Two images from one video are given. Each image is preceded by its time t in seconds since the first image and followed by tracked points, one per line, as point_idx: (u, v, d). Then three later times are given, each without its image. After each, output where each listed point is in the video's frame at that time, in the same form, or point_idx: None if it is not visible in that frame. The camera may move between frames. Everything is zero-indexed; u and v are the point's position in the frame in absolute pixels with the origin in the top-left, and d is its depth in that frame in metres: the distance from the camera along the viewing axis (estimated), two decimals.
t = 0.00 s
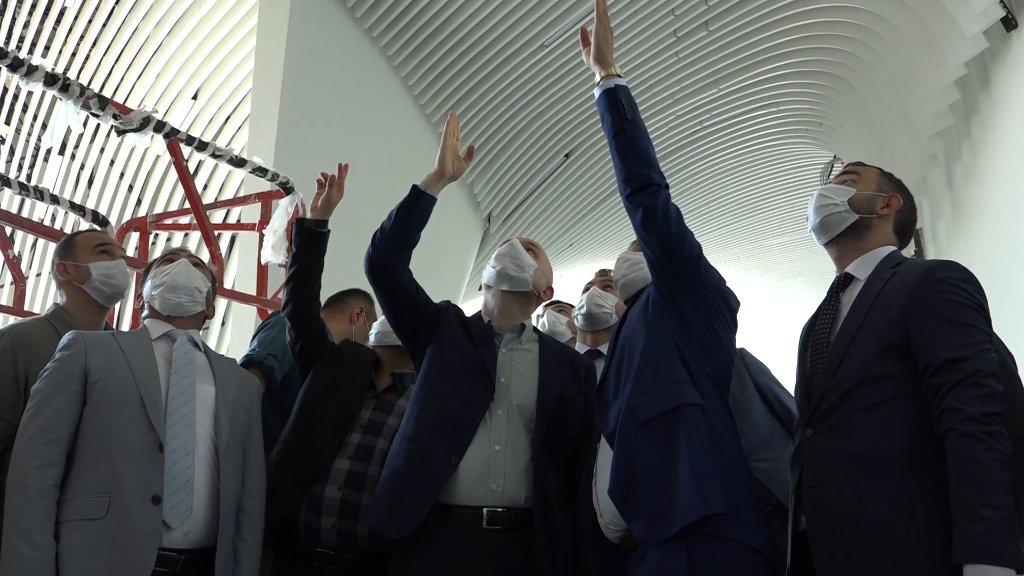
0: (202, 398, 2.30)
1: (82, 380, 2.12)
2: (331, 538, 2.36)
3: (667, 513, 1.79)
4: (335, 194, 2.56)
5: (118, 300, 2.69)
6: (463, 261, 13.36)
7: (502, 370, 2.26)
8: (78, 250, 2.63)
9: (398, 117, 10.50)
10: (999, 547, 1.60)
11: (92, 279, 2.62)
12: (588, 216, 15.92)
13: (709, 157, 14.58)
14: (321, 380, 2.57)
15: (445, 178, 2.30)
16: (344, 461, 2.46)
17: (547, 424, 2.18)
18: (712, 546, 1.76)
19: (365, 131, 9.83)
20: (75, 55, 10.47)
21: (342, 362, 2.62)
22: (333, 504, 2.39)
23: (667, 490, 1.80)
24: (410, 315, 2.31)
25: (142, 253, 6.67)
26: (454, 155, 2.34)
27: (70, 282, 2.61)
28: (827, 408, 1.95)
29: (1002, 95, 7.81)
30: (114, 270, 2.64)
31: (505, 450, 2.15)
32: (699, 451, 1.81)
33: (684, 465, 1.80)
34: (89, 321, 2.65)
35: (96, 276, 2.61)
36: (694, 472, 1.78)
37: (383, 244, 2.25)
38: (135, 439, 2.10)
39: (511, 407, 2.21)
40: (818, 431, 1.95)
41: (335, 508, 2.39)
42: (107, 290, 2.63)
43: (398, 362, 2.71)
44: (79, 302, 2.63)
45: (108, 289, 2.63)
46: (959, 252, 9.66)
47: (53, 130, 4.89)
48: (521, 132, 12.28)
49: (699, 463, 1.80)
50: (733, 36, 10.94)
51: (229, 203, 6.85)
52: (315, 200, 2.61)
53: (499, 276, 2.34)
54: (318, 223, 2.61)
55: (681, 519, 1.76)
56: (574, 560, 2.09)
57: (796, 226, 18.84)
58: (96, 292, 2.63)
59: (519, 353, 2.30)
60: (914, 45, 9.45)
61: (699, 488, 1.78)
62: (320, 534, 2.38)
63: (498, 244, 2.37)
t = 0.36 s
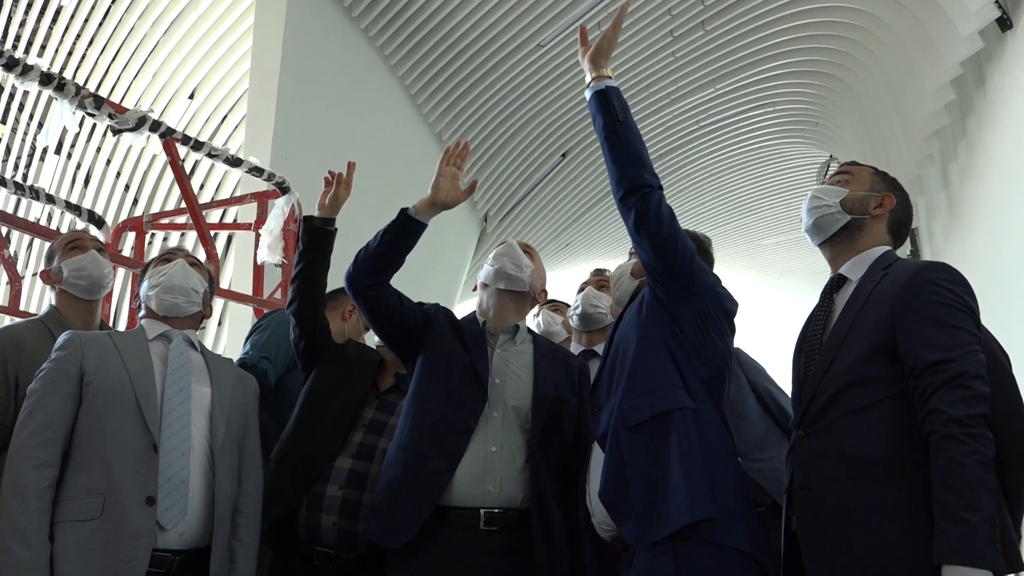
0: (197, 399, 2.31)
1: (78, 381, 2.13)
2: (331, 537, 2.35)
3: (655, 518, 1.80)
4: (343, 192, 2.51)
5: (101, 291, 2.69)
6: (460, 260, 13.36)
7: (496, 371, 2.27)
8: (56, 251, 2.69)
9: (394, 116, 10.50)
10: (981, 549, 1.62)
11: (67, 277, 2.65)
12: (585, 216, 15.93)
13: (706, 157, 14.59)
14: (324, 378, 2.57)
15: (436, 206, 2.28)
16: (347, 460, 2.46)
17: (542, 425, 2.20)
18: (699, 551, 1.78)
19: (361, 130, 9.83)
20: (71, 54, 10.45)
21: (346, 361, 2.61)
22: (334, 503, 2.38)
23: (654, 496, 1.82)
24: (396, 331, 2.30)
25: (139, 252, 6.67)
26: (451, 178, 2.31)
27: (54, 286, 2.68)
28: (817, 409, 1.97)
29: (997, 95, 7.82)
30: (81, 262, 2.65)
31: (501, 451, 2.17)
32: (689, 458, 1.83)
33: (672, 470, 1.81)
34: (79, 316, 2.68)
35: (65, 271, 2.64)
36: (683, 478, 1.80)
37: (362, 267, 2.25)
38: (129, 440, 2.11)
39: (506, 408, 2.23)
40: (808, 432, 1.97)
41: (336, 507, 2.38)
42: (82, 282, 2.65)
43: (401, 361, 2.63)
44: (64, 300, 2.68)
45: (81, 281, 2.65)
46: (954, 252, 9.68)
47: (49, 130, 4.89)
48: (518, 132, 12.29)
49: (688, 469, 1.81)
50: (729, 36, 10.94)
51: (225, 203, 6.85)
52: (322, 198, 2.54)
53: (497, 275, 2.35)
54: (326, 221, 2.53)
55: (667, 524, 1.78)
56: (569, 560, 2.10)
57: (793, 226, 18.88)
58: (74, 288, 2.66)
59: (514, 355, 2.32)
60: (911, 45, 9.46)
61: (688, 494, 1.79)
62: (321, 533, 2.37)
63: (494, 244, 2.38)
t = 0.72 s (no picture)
0: (195, 404, 2.30)
1: (76, 384, 2.13)
2: (328, 543, 2.33)
3: (642, 532, 1.78)
4: (340, 196, 2.50)
5: (100, 303, 2.69)
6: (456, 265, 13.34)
7: (491, 377, 2.27)
8: (55, 257, 2.68)
9: (391, 121, 10.51)
10: (982, 558, 1.62)
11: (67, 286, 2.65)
12: (581, 221, 15.94)
13: (702, 162, 14.61)
14: (323, 384, 2.57)
15: (431, 216, 2.25)
16: (345, 465, 2.45)
17: (538, 430, 2.20)
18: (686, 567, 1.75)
19: (358, 134, 9.83)
20: (68, 58, 10.44)
21: (343, 365, 2.63)
22: (332, 507, 2.37)
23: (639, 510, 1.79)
24: (389, 337, 2.30)
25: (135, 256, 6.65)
26: (445, 188, 2.30)
27: (51, 292, 2.67)
28: (814, 417, 1.97)
29: (994, 101, 7.84)
30: (82, 274, 2.64)
31: (498, 457, 2.17)
32: (674, 472, 1.79)
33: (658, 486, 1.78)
34: (77, 325, 2.68)
35: (66, 281, 2.63)
36: (668, 492, 1.76)
37: (356, 275, 2.23)
38: (127, 445, 2.11)
39: (502, 413, 2.23)
40: (806, 439, 1.97)
41: (334, 511, 2.36)
42: (82, 295, 2.64)
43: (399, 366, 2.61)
44: (61, 308, 2.67)
45: (81, 293, 2.64)
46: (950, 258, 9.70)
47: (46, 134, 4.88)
48: (514, 138, 12.30)
49: (673, 483, 1.78)
50: (726, 42, 10.96)
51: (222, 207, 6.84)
52: (318, 203, 2.53)
53: (492, 280, 2.34)
54: (322, 225, 2.51)
55: (652, 539, 1.75)
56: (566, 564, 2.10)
57: (788, 231, 18.92)
58: (73, 299, 2.65)
59: (509, 360, 2.32)
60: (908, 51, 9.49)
61: (672, 509, 1.75)
62: (318, 538, 2.35)
63: (490, 249, 2.38)
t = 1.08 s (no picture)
0: (201, 408, 2.31)
1: (83, 389, 2.14)
2: (336, 545, 2.34)
3: (629, 536, 1.77)
4: (346, 201, 2.51)
5: (113, 316, 2.72)
6: (460, 267, 13.35)
7: (494, 381, 2.28)
8: (77, 263, 2.69)
9: (395, 124, 10.53)
10: (985, 560, 1.62)
11: (86, 296, 2.67)
12: (584, 223, 15.96)
13: (705, 164, 14.61)
14: (328, 388, 2.59)
15: (430, 237, 2.22)
16: (352, 468, 2.46)
17: (543, 433, 2.20)
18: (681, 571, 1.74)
19: (361, 138, 9.85)
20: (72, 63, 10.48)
21: (348, 370, 2.64)
22: (340, 510, 2.37)
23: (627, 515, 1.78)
24: (390, 343, 2.30)
25: (140, 261, 6.67)
26: (449, 212, 2.24)
27: (66, 297, 2.67)
28: (817, 419, 1.98)
29: (996, 102, 7.85)
30: (105, 286, 2.67)
31: (502, 460, 2.17)
32: (663, 476, 1.77)
33: (644, 491, 1.76)
34: (86, 333, 2.70)
35: (87, 291, 2.65)
36: (653, 497, 1.75)
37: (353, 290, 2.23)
38: (134, 448, 2.12)
39: (506, 416, 2.23)
40: (809, 443, 1.98)
41: (343, 514, 2.37)
42: (101, 306, 2.67)
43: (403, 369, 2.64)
44: (75, 316, 2.68)
45: (100, 306, 2.67)
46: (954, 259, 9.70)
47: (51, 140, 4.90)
48: (516, 141, 12.31)
49: (660, 488, 1.76)
50: (728, 44, 10.96)
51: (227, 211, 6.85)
52: (325, 208, 2.53)
53: (493, 283, 2.35)
54: (329, 230, 2.52)
55: (637, 543, 1.74)
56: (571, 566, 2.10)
57: (792, 233, 18.91)
58: (89, 309, 2.68)
59: (512, 362, 2.33)
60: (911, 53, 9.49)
61: (657, 515, 1.73)
62: (327, 540, 2.35)
63: (492, 252, 2.38)
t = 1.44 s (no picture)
0: (212, 414, 2.33)
1: (95, 395, 2.15)
2: (353, 548, 2.31)
3: (629, 544, 1.76)
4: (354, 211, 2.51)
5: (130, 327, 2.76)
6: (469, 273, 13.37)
7: (503, 386, 2.28)
8: (111, 270, 2.70)
9: (403, 130, 10.57)
10: (991, 565, 1.62)
11: (118, 305, 2.69)
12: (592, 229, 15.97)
13: (713, 169, 14.60)
14: (339, 395, 2.60)
15: (437, 247, 2.24)
16: (366, 472, 2.46)
17: (553, 438, 2.21)
18: None
19: (370, 143, 9.89)
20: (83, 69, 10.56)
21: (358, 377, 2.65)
22: (356, 514, 2.36)
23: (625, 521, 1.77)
24: (397, 351, 2.30)
25: (150, 266, 6.69)
26: (454, 223, 2.26)
27: (94, 301, 2.67)
28: (825, 425, 1.98)
29: (1006, 107, 7.83)
30: (140, 301, 2.71)
31: (511, 465, 2.18)
32: (663, 483, 1.77)
33: (643, 497, 1.75)
34: (99, 339, 2.70)
35: (122, 302, 2.68)
36: (652, 504, 1.74)
37: (356, 303, 2.23)
38: (146, 453, 2.13)
39: (515, 421, 2.24)
40: (817, 448, 1.98)
41: (357, 517, 2.35)
42: (129, 318, 2.71)
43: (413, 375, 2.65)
44: (96, 322, 2.69)
45: (128, 319, 2.71)
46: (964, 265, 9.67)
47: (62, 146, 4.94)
48: (524, 146, 12.33)
49: (659, 495, 1.75)
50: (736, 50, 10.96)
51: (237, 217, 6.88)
52: (332, 218, 2.52)
53: (501, 288, 2.35)
54: (338, 240, 2.49)
55: (636, 551, 1.73)
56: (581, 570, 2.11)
57: (801, 238, 18.88)
58: (116, 317, 2.70)
59: (522, 366, 2.33)
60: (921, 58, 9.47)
61: (656, 522, 1.72)
62: (342, 545, 2.33)
63: (500, 257, 2.38)
